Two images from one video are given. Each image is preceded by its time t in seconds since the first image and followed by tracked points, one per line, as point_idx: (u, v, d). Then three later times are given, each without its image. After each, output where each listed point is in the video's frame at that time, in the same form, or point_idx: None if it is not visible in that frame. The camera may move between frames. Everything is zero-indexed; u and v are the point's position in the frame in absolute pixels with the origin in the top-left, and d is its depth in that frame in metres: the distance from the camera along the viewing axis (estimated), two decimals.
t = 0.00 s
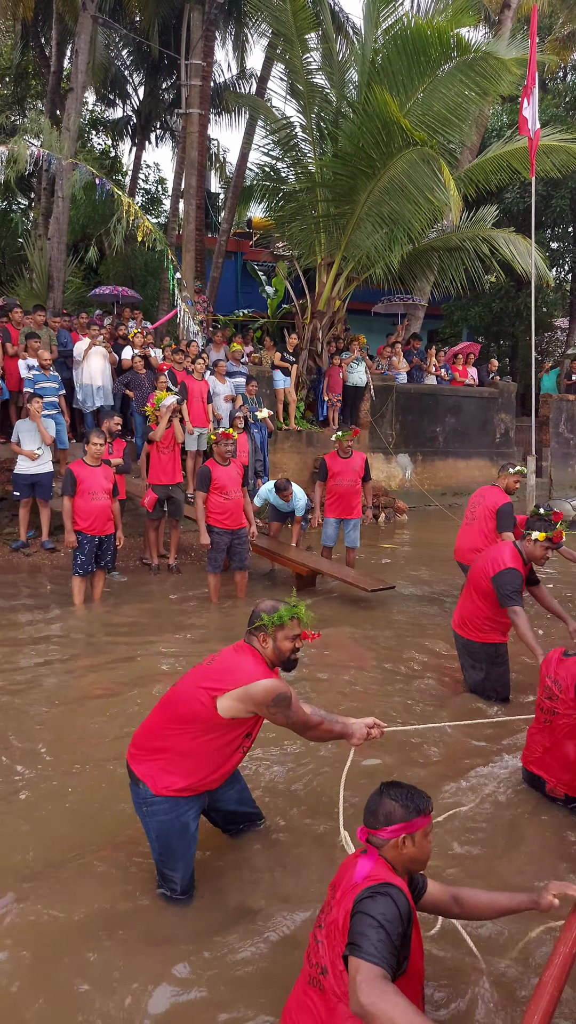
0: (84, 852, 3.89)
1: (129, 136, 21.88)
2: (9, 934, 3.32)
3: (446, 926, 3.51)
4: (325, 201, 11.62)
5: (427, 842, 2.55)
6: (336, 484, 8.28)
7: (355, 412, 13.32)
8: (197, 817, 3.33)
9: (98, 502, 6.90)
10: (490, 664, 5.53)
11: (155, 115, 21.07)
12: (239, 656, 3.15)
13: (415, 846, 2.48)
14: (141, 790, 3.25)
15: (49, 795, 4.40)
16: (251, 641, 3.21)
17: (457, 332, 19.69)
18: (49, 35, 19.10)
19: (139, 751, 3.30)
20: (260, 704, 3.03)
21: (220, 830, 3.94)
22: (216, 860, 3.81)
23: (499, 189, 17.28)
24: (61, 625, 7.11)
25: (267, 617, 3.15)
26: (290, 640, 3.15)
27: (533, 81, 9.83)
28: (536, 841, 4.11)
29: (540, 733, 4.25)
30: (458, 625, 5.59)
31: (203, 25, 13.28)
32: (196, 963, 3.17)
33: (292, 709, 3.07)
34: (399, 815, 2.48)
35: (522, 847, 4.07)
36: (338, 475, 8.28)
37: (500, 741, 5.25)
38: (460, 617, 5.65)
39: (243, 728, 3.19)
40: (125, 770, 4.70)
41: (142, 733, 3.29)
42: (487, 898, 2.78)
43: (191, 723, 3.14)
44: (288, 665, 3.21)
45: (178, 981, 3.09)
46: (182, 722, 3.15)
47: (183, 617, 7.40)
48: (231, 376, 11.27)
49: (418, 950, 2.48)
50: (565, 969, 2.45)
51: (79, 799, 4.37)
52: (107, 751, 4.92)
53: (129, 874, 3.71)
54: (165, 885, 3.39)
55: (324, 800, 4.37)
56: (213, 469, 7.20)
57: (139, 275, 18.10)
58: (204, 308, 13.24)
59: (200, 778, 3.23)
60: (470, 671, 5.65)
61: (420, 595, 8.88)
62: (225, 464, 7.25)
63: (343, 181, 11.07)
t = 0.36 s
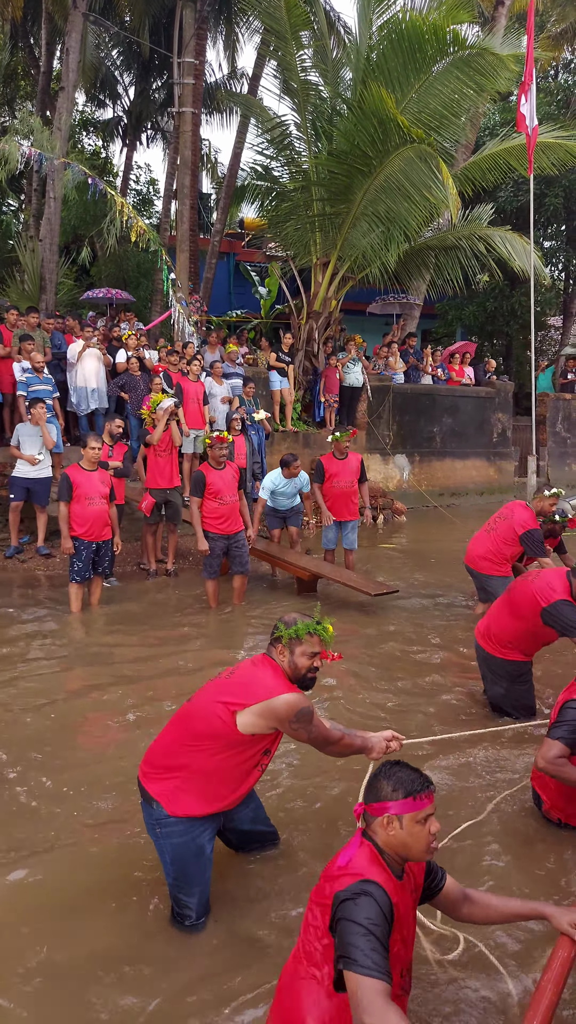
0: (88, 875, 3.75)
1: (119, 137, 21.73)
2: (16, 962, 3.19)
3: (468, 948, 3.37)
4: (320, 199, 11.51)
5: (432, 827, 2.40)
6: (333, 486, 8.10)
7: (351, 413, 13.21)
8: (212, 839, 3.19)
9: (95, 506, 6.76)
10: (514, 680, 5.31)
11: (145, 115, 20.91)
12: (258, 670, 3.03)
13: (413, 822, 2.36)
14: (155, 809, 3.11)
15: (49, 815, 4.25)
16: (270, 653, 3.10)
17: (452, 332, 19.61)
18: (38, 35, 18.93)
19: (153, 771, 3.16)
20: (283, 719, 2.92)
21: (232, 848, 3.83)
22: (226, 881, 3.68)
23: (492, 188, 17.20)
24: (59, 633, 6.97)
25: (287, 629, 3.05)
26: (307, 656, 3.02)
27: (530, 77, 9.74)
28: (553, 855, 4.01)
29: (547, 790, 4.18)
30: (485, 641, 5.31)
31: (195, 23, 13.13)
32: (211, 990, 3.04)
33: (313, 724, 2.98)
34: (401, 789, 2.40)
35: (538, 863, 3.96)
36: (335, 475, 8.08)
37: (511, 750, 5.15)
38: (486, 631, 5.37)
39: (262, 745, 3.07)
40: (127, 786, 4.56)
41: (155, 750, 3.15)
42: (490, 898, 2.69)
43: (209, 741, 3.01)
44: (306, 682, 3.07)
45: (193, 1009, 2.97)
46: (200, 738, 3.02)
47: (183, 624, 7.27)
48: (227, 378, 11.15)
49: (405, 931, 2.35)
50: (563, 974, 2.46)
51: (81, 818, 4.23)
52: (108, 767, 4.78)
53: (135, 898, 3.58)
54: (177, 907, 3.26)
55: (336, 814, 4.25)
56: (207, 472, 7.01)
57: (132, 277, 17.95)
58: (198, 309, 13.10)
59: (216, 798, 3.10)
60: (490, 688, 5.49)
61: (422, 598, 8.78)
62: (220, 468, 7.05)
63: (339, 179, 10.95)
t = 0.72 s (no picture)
0: (97, 905, 3.61)
1: (121, 145, 21.73)
2: (27, 1001, 3.06)
3: (500, 980, 3.25)
4: (326, 206, 11.44)
5: (388, 826, 2.42)
6: (338, 494, 7.92)
7: (356, 421, 13.11)
8: (235, 870, 3.07)
9: (101, 516, 6.64)
10: (550, 702, 5.12)
11: (148, 123, 20.88)
12: (285, 691, 2.92)
13: (362, 825, 2.41)
14: (176, 838, 2.97)
15: (55, 838, 4.12)
16: (297, 673, 3.02)
17: (455, 340, 19.54)
18: (40, 43, 18.92)
19: (173, 800, 3.01)
20: (313, 744, 2.80)
21: (254, 878, 3.66)
22: (241, 911, 3.54)
23: (496, 196, 17.16)
24: (64, 646, 6.84)
25: (314, 647, 2.98)
26: (338, 673, 2.97)
27: (538, 82, 9.66)
28: None
29: (552, 807, 4.16)
30: (525, 662, 5.05)
31: (200, 29, 13.09)
32: None
33: (344, 748, 2.87)
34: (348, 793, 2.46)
35: (563, 890, 3.83)
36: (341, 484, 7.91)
37: (530, 771, 5.01)
38: (524, 650, 5.11)
39: (290, 771, 2.94)
40: (135, 807, 4.43)
41: (176, 776, 3.01)
42: (493, 897, 2.70)
43: (234, 768, 2.87)
44: (337, 700, 3.02)
45: None
46: (225, 764, 2.88)
47: (188, 636, 7.14)
48: (232, 385, 11.06)
49: (384, 919, 2.45)
50: (567, 987, 2.57)
51: (88, 841, 4.10)
52: (115, 787, 4.65)
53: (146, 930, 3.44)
54: (196, 939, 3.15)
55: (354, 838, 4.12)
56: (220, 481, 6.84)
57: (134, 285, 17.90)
58: (201, 316, 13.00)
59: (241, 828, 2.97)
60: (514, 702, 5.38)
61: (430, 608, 8.65)
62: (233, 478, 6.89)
63: (345, 184, 10.86)
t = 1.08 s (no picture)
0: (119, 939, 3.44)
1: (133, 160, 21.84)
2: None
3: None
4: (341, 218, 11.38)
5: (427, 841, 2.36)
6: (358, 509, 7.81)
7: (370, 434, 13.00)
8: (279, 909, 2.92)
9: (117, 531, 6.53)
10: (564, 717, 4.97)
11: (159, 138, 20.98)
12: (331, 715, 2.83)
13: (399, 831, 2.38)
14: (218, 875, 2.81)
15: (75, 867, 3.96)
16: (341, 697, 2.95)
17: (467, 352, 19.45)
18: (53, 59, 19.05)
19: (214, 834, 2.87)
20: (364, 769, 2.69)
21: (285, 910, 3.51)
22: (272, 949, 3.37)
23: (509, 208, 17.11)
24: (80, 663, 6.71)
25: (362, 670, 2.91)
26: (385, 698, 2.89)
27: (556, 92, 9.58)
28: None
29: (572, 822, 4.00)
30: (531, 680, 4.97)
31: (215, 43, 13.13)
32: None
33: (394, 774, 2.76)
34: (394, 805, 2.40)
35: None
36: (360, 498, 7.81)
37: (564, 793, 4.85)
38: (529, 668, 5.03)
39: (337, 800, 2.81)
40: (157, 834, 4.27)
41: (218, 808, 2.88)
42: (519, 904, 2.69)
43: (281, 798, 2.74)
44: (383, 725, 2.94)
45: None
46: (270, 793, 2.75)
47: (207, 654, 7.00)
48: (247, 398, 10.97)
49: (424, 925, 2.41)
50: None
51: (109, 870, 3.94)
52: (135, 813, 4.49)
53: (172, 968, 3.27)
54: (239, 986, 2.93)
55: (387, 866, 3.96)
56: (248, 496, 6.71)
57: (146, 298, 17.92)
58: (215, 329, 12.95)
59: (287, 863, 2.83)
60: (508, 698, 5.46)
61: (451, 623, 8.49)
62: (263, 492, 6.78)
63: (361, 196, 10.81)
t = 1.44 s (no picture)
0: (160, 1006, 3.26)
1: (161, 196, 22.25)
2: None
3: None
4: (371, 249, 11.40)
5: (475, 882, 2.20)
6: (393, 540, 7.67)
7: (400, 464, 12.91)
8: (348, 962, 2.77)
9: (151, 563, 6.45)
10: None
11: (187, 174, 21.35)
12: (406, 748, 2.59)
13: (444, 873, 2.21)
14: (290, 921, 2.65)
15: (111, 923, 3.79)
16: (422, 735, 2.77)
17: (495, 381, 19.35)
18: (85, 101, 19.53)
19: (286, 875, 2.69)
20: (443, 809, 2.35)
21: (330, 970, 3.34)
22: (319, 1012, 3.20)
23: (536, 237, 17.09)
24: (112, 698, 6.61)
25: (444, 710, 2.72)
26: (468, 744, 2.68)
27: None
28: None
29: None
30: (554, 703, 4.94)
31: (244, 80, 13.34)
32: None
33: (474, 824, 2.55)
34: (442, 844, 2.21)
35: None
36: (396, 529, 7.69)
37: None
38: (552, 690, 4.99)
39: (414, 850, 2.60)
40: (194, 884, 4.13)
41: (290, 847, 2.70)
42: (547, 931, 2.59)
43: (357, 843, 2.54)
44: (463, 770, 2.72)
45: None
46: (344, 836, 2.56)
47: (240, 690, 6.84)
48: (277, 428, 10.97)
49: (463, 973, 2.24)
50: None
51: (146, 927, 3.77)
52: (173, 863, 4.33)
53: None
54: None
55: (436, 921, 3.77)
56: (287, 529, 6.63)
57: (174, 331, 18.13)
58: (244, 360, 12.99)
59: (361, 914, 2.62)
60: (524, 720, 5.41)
61: (487, 657, 8.29)
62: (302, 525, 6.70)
63: (390, 228, 10.85)
